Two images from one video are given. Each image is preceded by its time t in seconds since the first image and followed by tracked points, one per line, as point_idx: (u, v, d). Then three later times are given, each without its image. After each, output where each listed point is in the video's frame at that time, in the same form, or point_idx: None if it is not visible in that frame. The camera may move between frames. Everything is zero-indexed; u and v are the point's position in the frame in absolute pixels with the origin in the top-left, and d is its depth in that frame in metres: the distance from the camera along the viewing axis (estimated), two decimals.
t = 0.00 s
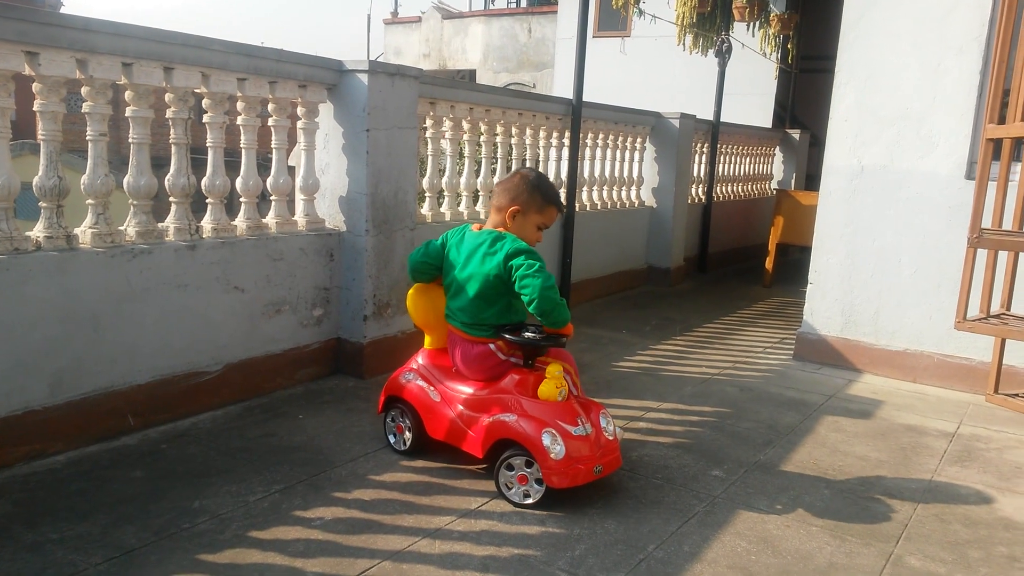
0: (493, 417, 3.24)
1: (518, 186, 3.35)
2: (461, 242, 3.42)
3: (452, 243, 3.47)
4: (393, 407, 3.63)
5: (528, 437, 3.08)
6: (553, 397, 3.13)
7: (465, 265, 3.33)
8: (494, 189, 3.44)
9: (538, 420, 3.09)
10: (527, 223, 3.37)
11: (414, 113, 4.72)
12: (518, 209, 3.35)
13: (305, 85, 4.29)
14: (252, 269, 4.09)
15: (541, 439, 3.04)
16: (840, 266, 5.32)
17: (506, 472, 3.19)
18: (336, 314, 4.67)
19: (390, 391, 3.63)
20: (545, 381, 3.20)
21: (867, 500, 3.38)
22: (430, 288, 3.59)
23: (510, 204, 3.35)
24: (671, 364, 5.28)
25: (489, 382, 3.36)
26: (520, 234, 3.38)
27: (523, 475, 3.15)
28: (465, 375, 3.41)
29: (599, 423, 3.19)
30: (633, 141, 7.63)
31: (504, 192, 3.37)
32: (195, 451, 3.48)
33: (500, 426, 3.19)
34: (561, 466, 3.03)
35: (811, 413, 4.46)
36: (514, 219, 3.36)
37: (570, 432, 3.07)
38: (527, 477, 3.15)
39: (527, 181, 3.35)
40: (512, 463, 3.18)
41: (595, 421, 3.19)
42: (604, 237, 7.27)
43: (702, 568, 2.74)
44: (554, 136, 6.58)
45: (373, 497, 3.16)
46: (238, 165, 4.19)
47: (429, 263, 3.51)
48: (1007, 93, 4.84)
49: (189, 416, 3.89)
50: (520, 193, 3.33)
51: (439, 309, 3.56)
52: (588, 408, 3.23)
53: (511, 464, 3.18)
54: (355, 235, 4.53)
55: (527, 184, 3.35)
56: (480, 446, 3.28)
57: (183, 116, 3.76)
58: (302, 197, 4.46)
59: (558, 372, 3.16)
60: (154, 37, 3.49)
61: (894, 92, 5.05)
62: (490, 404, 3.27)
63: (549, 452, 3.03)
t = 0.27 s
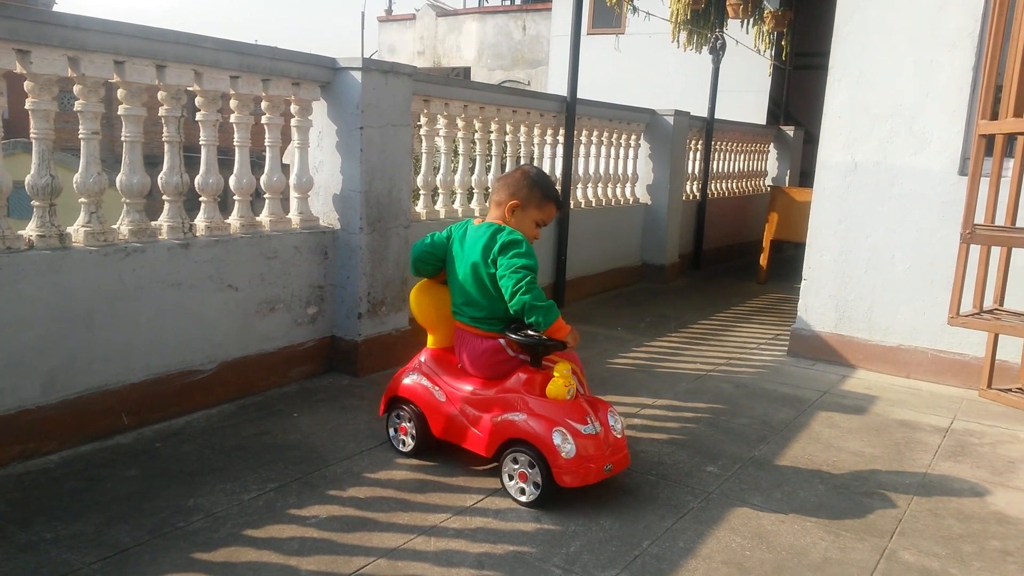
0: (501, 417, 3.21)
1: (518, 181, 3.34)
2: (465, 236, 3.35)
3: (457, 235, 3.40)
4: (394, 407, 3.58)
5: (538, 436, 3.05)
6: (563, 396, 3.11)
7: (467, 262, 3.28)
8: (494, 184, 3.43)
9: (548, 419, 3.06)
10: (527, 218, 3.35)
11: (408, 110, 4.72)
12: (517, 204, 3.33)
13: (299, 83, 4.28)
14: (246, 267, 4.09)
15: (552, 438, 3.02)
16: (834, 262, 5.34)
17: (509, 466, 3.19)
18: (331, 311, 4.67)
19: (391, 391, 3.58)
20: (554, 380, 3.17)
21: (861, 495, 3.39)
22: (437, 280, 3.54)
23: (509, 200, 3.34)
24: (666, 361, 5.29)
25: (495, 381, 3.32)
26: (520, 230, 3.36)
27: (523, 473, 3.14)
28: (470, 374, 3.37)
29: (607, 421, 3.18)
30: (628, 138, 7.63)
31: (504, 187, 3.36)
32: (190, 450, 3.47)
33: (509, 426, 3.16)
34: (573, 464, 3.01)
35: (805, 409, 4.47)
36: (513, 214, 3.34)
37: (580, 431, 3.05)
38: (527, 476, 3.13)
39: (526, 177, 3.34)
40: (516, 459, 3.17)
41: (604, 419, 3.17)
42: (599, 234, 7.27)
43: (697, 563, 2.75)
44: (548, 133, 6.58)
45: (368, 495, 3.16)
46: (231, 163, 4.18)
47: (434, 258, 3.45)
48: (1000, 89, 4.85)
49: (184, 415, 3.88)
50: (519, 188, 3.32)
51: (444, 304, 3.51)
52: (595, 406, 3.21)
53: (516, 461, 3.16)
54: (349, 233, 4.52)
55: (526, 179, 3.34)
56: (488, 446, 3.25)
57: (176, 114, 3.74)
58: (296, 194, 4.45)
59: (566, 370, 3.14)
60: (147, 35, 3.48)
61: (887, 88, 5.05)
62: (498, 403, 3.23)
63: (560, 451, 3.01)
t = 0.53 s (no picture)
0: (516, 422, 3.15)
1: (518, 179, 3.33)
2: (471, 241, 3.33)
3: (461, 241, 3.38)
4: (408, 411, 3.55)
5: (553, 443, 2.98)
6: (578, 401, 3.05)
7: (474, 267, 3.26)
8: (492, 184, 3.42)
9: (564, 425, 3.00)
10: (530, 216, 3.35)
11: (407, 108, 4.71)
12: (520, 201, 3.32)
13: (297, 80, 4.27)
14: (244, 264, 4.08)
15: (567, 444, 2.95)
16: (831, 261, 5.34)
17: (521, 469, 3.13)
18: (328, 309, 4.66)
19: (406, 395, 3.55)
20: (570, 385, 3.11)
21: (858, 495, 3.40)
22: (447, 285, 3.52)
23: (511, 198, 3.33)
24: (664, 360, 5.29)
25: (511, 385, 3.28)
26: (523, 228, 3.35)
27: (531, 477, 3.07)
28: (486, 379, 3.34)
29: (625, 428, 3.10)
30: (626, 136, 7.63)
31: (505, 186, 3.35)
32: (187, 447, 3.47)
33: (524, 431, 3.11)
34: (588, 472, 2.94)
35: (802, 408, 4.47)
36: (517, 212, 3.33)
37: (596, 438, 2.97)
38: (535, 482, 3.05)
39: (527, 174, 3.34)
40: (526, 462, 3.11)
41: (623, 426, 3.09)
42: (597, 233, 7.27)
43: (694, 562, 2.75)
44: (547, 131, 6.57)
45: (366, 493, 3.15)
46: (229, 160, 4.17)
47: (439, 265, 3.42)
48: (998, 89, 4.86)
49: (181, 412, 3.87)
50: (522, 185, 3.32)
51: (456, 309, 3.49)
52: (613, 413, 3.14)
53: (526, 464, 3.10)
54: (346, 230, 4.51)
55: (527, 176, 3.34)
56: (503, 452, 3.20)
57: (174, 110, 3.73)
58: (294, 192, 4.43)
59: (583, 376, 3.10)
60: (145, 31, 3.47)
61: (886, 88, 5.06)
62: (513, 408, 3.19)
63: (576, 458, 2.94)
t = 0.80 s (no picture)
0: (526, 432, 3.07)
1: (533, 181, 3.27)
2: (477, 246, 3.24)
3: (469, 244, 3.29)
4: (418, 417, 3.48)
5: (563, 455, 2.89)
6: (590, 412, 2.94)
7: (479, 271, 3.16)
8: (505, 186, 3.36)
9: (574, 437, 2.91)
10: (543, 219, 3.29)
11: (402, 107, 4.71)
12: (534, 204, 3.26)
13: (292, 78, 4.28)
14: (238, 262, 4.08)
15: (576, 457, 2.86)
16: (825, 261, 5.36)
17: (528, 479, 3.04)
18: (323, 308, 4.66)
19: (416, 401, 3.48)
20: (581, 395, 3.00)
21: (849, 494, 3.41)
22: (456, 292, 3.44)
23: (525, 199, 3.26)
24: (658, 359, 5.30)
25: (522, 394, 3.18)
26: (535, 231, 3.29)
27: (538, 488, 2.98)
28: (496, 386, 3.25)
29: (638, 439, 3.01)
30: (621, 136, 7.65)
31: (518, 187, 3.29)
32: (180, 446, 3.47)
33: (533, 442, 3.02)
34: (598, 486, 2.85)
35: (795, 408, 4.49)
36: (530, 214, 3.27)
37: (607, 450, 2.88)
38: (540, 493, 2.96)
39: (541, 176, 3.29)
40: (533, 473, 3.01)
41: (635, 437, 3.00)
42: (592, 232, 7.28)
43: (686, 561, 2.76)
44: (542, 131, 6.58)
45: (359, 492, 3.16)
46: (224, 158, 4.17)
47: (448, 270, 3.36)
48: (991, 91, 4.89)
49: (174, 410, 3.87)
50: (536, 188, 3.26)
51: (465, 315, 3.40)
52: (626, 424, 3.05)
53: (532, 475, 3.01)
54: (341, 229, 4.52)
55: (541, 179, 3.28)
56: (512, 462, 3.12)
57: (169, 108, 3.73)
58: (289, 190, 4.45)
59: (595, 385, 2.97)
60: (140, 29, 3.47)
61: (880, 89, 5.08)
62: (523, 418, 3.10)
63: (585, 472, 2.85)
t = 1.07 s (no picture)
0: (508, 442, 2.91)
1: (524, 177, 3.09)
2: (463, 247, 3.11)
3: (456, 246, 3.17)
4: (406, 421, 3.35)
5: (542, 468, 2.74)
6: (575, 422, 2.78)
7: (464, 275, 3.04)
8: (497, 181, 3.19)
9: (556, 449, 2.75)
10: (535, 217, 3.10)
11: (366, 99, 4.67)
12: (524, 202, 3.08)
13: (253, 69, 4.21)
14: (197, 255, 4.01)
15: (555, 470, 2.70)
16: (785, 254, 5.44)
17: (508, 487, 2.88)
18: (285, 302, 4.61)
19: (405, 405, 3.36)
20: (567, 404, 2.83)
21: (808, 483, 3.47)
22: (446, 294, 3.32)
23: (514, 196, 3.09)
24: (623, 352, 5.34)
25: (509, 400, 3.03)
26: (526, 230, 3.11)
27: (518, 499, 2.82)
28: (484, 391, 3.10)
29: (627, 453, 2.83)
30: (587, 130, 7.68)
31: (509, 183, 3.11)
32: (138, 441, 3.41)
33: (514, 453, 2.87)
34: (578, 501, 2.69)
35: (756, 399, 4.55)
36: (519, 213, 3.09)
37: (590, 464, 2.72)
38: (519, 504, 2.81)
39: (533, 172, 3.10)
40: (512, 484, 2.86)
41: (624, 451, 2.82)
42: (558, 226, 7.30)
43: (649, 551, 2.79)
44: (508, 124, 6.57)
45: (321, 486, 3.13)
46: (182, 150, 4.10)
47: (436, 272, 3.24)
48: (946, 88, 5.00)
49: (132, 405, 3.80)
50: (526, 185, 3.07)
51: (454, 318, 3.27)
52: (616, 436, 2.87)
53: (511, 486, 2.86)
54: (304, 222, 4.47)
55: (533, 175, 3.09)
56: (494, 473, 2.97)
57: (125, 98, 3.65)
58: (251, 182, 4.38)
59: (581, 394, 2.80)
60: (95, 16, 3.39)
61: (839, 85, 5.16)
62: (507, 426, 2.95)
63: (565, 486, 2.69)
